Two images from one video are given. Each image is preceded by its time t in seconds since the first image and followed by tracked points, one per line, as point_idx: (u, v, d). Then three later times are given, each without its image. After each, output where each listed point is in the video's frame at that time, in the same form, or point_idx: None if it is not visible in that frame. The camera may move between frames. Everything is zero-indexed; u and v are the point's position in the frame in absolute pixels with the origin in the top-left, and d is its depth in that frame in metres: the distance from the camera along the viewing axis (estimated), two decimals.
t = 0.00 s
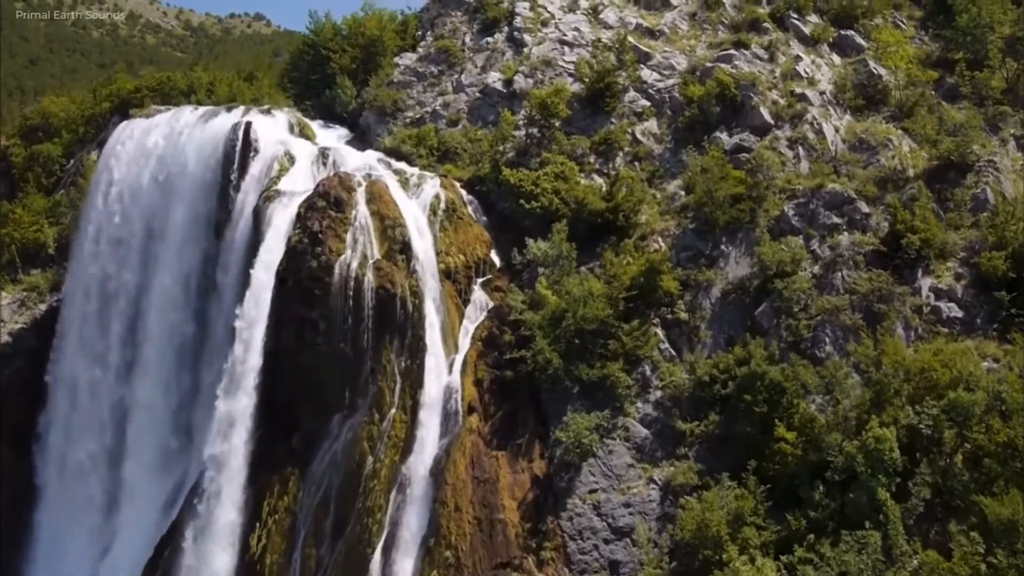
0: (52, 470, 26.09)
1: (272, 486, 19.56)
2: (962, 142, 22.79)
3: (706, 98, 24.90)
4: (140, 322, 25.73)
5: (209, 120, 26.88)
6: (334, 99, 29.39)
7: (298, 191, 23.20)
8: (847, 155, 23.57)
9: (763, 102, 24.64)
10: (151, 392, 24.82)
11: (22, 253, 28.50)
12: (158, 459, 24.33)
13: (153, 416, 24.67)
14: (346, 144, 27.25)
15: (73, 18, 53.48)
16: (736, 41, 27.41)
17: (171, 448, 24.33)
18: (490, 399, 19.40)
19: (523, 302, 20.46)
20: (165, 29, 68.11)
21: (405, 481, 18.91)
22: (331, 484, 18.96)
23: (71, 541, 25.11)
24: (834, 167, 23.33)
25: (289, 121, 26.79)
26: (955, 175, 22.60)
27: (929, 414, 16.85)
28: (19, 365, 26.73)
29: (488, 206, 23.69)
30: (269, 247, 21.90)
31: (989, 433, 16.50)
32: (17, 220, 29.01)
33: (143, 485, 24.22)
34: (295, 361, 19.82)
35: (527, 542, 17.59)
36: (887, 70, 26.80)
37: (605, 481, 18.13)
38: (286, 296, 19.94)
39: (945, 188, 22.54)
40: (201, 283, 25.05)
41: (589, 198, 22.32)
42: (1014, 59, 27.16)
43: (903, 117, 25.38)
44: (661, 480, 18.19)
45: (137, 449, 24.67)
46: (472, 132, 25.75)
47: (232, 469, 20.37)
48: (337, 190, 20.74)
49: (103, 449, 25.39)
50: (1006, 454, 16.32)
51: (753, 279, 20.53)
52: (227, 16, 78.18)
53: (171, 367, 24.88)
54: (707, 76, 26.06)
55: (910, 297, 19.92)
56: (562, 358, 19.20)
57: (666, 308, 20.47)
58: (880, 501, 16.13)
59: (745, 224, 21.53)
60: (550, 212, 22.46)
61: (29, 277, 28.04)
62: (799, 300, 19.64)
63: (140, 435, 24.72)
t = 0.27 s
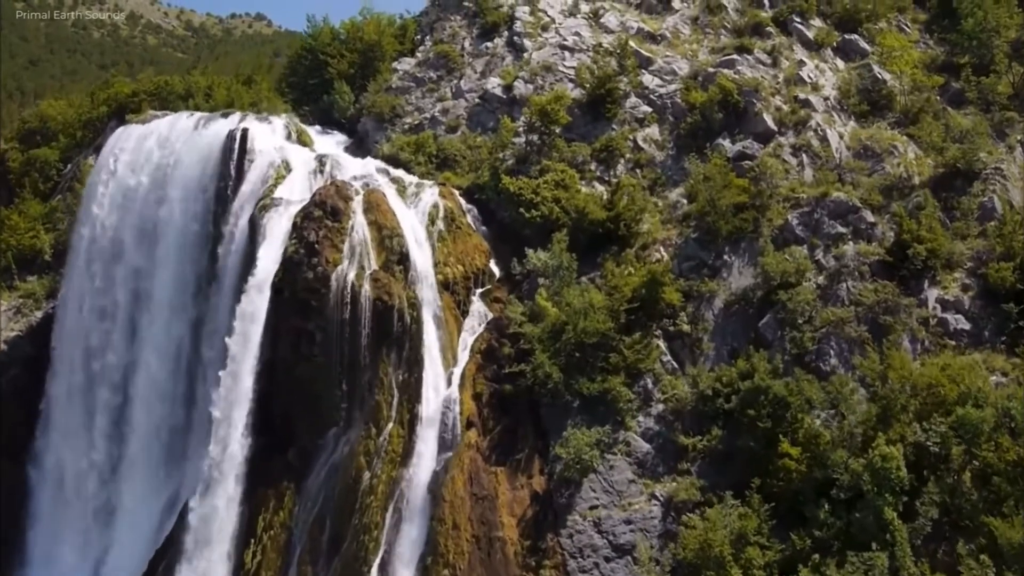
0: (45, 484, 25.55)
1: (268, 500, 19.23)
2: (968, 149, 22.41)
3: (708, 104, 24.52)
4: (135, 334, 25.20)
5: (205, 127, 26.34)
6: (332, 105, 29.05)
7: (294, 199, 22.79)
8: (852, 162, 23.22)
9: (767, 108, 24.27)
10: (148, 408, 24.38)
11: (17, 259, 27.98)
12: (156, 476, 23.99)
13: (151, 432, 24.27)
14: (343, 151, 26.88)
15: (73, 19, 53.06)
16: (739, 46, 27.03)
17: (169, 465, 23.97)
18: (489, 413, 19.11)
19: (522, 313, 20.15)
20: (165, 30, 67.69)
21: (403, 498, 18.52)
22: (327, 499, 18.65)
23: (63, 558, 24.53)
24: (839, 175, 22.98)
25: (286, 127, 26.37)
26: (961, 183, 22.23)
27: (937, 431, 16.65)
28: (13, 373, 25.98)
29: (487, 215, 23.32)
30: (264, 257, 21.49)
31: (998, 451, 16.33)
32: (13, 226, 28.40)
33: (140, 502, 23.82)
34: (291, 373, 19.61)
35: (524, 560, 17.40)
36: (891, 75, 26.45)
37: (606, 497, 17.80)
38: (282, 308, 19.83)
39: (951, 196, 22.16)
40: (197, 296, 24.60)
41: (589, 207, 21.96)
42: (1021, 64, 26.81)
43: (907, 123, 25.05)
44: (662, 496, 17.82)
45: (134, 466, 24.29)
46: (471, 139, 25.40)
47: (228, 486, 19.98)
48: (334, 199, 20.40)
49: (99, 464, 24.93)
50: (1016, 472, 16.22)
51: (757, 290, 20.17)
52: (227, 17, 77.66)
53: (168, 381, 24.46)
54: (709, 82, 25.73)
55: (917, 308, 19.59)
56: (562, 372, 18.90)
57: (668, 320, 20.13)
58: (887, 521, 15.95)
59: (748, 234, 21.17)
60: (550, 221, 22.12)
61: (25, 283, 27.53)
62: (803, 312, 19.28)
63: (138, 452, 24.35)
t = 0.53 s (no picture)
0: (47, 494, 25.19)
1: (268, 513, 18.98)
2: (979, 154, 22.03)
3: (713, 109, 24.19)
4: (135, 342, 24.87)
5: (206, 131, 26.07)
6: (334, 110, 28.81)
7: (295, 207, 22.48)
8: (859, 169, 22.89)
9: (773, 113, 23.95)
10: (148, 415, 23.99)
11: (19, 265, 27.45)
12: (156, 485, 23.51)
13: (151, 440, 23.82)
14: (345, 157, 26.62)
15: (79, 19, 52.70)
16: (745, 50, 26.70)
17: (169, 474, 23.50)
18: (491, 426, 18.82)
19: (525, 324, 19.81)
20: (170, 30, 67.41)
21: (404, 512, 18.17)
22: (327, 514, 18.42)
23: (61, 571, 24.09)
24: (847, 182, 22.65)
25: (287, 133, 26.10)
26: (971, 190, 21.86)
27: (947, 447, 16.37)
28: (13, 380, 25.65)
29: (490, 222, 23.01)
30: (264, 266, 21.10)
31: (1010, 469, 16.00)
32: (13, 232, 27.91)
33: (140, 512, 23.33)
34: (292, 384, 19.38)
35: None
36: (899, 79, 26.11)
37: (609, 512, 17.51)
38: (283, 317, 19.55)
39: (961, 203, 21.80)
40: (198, 303, 24.28)
41: (593, 215, 21.66)
42: None
43: (916, 128, 24.75)
44: (668, 511, 17.53)
45: (133, 475, 23.84)
46: (474, 145, 25.14)
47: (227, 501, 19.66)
48: (334, 207, 20.17)
49: (99, 474, 24.52)
50: None
51: (763, 300, 19.86)
52: (232, 17, 77.39)
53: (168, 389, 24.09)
54: (715, 87, 25.43)
55: (926, 319, 19.27)
56: (565, 384, 18.62)
57: (673, 331, 19.84)
58: (897, 540, 15.66)
59: (754, 243, 20.86)
60: (553, 229, 21.85)
61: (26, 289, 27.02)
62: (810, 323, 19.00)
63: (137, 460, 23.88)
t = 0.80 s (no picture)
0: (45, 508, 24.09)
1: (270, 526, 18.74)
2: (993, 160, 21.66)
3: (722, 114, 23.85)
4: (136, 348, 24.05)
5: (210, 137, 25.65)
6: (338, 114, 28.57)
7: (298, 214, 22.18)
8: (871, 175, 22.54)
9: (783, 118, 23.60)
10: (153, 424, 23.29)
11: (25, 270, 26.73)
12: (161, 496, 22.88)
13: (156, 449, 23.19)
14: (349, 162, 26.37)
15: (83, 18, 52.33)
16: (754, 53, 26.34)
17: (174, 485, 22.80)
18: (497, 438, 18.53)
19: (531, 334, 19.52)
20: (177, 29, 67.13)
21: (409, 526, 17.98)
22: (330, 527, 18.18)
23: None
24: (858, 188, 22.31)
25: (291, 138, 25.85)
26: (985, 196, 21.51)
27: (963, 463, 16.08)
28: (14, 388, 24.54)
29: (495, 229, 22.72)
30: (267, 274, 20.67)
31: None
32: (18, 236, 27.11)
33: (147, 523, 22.75)
34: (294, 395, 18.98)
35: None
36: (911, 83, 25.74)
37: (617, 527, 17.25)
38: (286, 326, 19.13)
39: (975, 210, 21.45)
40: (201, 311, 23.67)
41: (601, 223, 21.34)
42: None
43: (927, 133, 24.44)
44: (676, 525, 17.30)
45: (139, 485, 23.21)
46: (480, 151, 24.86)
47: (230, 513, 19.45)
48: (338, 216, 19.92)
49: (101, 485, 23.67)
50: None
51: (773, 309, 19.55)
52: (239, 17, 77.15)
53: (173, 397, 23.46)
54: (723, 91, 25.07)
55: (939, 329, 18.94)
56: (571, 397, 18.32)
57: (681, 341, 19.54)
58: (910, 558, 15.42)
59: (764, 251, 20.53)
60: (560, 237, 21.55)
61: (31, 294, 26.29)
62: (821, 333, 18.67)
63: (143, 471, 23.26)
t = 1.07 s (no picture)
0: (51, 517, 23.77)
1: (274, 542, 18.38)
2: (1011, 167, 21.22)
3: (733, 120, 23.46)
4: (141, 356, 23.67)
5: (215, 142, 25.18)
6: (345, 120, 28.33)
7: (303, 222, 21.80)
8: (885, 182, 22.11)
9: (795, 124, 23.19)
10: (156, 432, 22.76)
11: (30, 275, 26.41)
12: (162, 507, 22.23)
13: (158, 460, 22.61)
14: (356, 169, 26.04)
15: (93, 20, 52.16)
16: (766, 57, 25.93)
17: (178, 495, 22.24)
18: (504, 453, 18.30)
19: (538, 347, 19.26)
20: (188, 30, 66.97)
21: (414, 543, 17.74)
22: (335, 543, 17.83)
23: None
24: (872, 196, 21.87)
25: (297, 144, 25.51)
26: (1003, 204, 21.06)
27: (982, 484, 15.78)
28: (20, 395, 24.26)
29: (503, 238, 22.38)
30: (271, 284, 20.39)
31: None
32: (24, 242, 26.76)
33: (149, 535, 22.15)
34: (299, 406, 18.65)
35: None
36: (926, 88, 25.29)
37: (626, 544, 16.87)
38: (291, 338, 18.88)
39: (993, 218, 21.01)
40: (206, 317, 23.10)
41: (610, 232, 20.96)
42: None
43: (943, 139, 24.03)
44: (686, 543, 16.95)
45: (142, 491, 22.61)
46: (487, 157, 24.56)
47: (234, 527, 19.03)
48: (342, 224, 19.53)
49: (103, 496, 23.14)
50: None
51: (786, 321, 19.17)
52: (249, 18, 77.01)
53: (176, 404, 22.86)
54: (735, 97, 24.66)
55: (956, 342, 18.51)
56: (579, 412, 18.04)
57: (692, 354, 19.17)
58: None
59: (777, 262, 20.14)
60: (568, 246, 21.20)
61: (36, 300, 25.96)
62: (835, 346, 18.29)
63: (145, 481, 22.68)
